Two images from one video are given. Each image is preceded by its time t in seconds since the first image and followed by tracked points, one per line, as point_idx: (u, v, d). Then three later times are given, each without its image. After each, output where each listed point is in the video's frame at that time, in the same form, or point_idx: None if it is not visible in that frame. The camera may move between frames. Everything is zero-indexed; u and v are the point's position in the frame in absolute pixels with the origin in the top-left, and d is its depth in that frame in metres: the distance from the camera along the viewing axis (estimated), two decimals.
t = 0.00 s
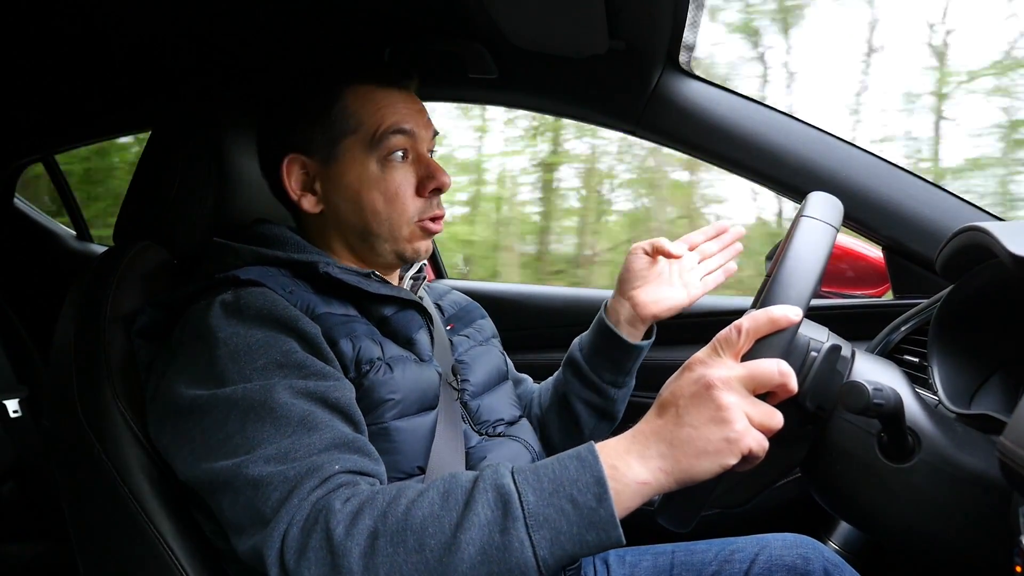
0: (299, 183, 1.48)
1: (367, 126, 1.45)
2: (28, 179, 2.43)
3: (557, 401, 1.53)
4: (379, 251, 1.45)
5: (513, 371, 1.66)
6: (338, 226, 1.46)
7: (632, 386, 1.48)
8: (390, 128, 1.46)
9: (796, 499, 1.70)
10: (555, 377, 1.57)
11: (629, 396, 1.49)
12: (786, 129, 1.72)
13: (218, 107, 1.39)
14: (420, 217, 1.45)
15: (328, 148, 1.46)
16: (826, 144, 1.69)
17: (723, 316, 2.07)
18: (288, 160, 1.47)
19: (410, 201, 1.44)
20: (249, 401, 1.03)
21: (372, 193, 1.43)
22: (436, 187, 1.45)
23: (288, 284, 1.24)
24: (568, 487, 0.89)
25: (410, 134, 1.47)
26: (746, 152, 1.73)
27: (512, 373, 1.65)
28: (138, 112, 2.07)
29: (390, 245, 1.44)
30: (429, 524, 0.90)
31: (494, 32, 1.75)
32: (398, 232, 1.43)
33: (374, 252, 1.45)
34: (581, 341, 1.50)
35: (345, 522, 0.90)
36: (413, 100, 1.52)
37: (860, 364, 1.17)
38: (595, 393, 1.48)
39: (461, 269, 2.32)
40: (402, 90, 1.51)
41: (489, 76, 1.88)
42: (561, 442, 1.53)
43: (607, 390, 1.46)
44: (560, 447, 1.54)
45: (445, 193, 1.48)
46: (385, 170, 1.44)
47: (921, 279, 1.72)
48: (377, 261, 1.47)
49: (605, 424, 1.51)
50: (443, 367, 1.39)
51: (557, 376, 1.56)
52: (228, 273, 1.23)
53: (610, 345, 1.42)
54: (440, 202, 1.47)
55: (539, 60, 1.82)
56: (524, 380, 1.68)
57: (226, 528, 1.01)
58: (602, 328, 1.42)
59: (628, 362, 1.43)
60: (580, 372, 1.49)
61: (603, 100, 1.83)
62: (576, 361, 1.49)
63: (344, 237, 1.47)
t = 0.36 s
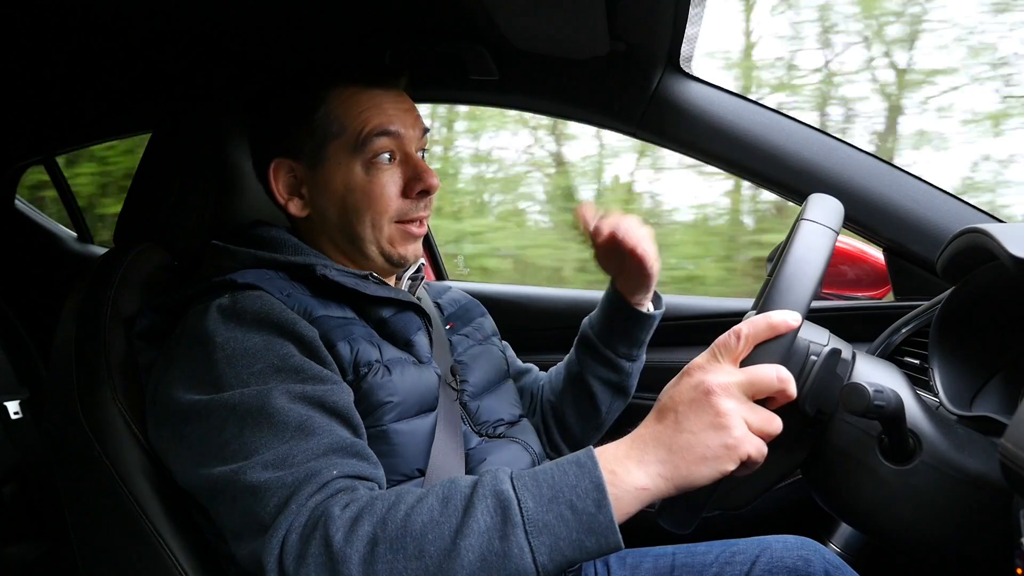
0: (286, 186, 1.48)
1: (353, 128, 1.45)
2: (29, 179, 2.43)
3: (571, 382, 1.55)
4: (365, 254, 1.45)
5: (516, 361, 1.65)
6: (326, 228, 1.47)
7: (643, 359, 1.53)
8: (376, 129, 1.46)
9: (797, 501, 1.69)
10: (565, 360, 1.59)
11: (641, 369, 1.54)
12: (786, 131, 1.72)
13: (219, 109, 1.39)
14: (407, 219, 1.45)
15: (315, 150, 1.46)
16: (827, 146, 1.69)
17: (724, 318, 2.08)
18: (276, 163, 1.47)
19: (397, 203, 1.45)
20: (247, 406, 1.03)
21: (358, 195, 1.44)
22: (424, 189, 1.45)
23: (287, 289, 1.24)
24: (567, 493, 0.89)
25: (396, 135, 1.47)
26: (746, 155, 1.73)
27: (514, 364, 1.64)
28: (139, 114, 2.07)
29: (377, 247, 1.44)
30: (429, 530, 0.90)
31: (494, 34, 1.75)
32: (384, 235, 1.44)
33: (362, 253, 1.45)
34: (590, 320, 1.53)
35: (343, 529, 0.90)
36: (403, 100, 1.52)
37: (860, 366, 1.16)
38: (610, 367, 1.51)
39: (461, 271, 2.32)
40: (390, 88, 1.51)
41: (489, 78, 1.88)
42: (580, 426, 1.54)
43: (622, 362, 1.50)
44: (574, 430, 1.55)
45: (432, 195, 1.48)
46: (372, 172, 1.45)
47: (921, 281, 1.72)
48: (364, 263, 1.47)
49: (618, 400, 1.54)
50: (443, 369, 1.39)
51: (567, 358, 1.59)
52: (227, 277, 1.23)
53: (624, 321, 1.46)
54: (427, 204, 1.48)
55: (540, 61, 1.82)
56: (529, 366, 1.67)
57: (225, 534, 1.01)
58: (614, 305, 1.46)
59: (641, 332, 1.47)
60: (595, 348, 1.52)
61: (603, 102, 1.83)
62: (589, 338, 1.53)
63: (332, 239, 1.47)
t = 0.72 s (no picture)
0: (304, 185, 1.45)
1: (377, 134, 1.40)
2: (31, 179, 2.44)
3: (570, 393, 1.55)
4: (377, 258, 1.43)
5: (517, 371, 1.65)
6: (338, 231, 1.44)
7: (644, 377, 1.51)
8: (400, 136, 1.40)
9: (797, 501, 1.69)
10: (568, 370, 1.58)
11: (641, 387, 1.52)
12: (786, 129, 1.72)
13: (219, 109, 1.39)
14: (422, 229, 1.42)
15: (336, 152, 1.42)
16: (828, 144, 1.69)
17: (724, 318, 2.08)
18: (294, 162, 1.44)
19: (414, 213, 1.40)
20: (251, 403, 1.03)
21: (375, 203, 1.40)
22: (441, 201, 1.41)
23: (292, 288, 1.24)
24: (570, 487, 0.89)
25: (420, 143, 1.42)
26: (747, 154, 1.73)
27: (515, 373, 1.65)
28: (139, 114, 2.07)
29: (390, 254, 1.42)
30: (431, 525, 0.90)
31: (494, 34, 1.75)
32: (398, 243, 1.41)
33: (373, 259, 1.43)
34: (596, 335, 1.51)
35: (346, 524, 0.90)
36: (429, 107, 1.46)
37: (863, 367, 1.16)
38: (611, 383, 1.50)
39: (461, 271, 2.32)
40: (416, 95, 1.45)
41: (490, 78, 1.88)
42: (574, 439, 1.54)
43: (623, 379, 1.49)
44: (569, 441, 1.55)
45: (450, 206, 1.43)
46: (392, 181, 1.40)
47: (921, 281, 1.72)
48: (375, 266, 1.45)
49: (616, 416, 1.54)
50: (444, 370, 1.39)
51: (570, 369, 1.58)
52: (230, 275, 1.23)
53: (632, 337, 1.45)
54: (444, 216, 1.43)
55: (540, 62, 1.82)
56: (528, 376, 1.68)
57: (227, 531, 1.01)
58: (624, 320, 1.44)
59: (644, 350, 1.46)
60: (597, 363, 1.51)
61: (604, 101, 1.83)
62: (592, 354, 1.51)
63: (344, 242, 1.44)
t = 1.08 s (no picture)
0: (285, 185, 1.46)
1: (348, 123, 1.45)
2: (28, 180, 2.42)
3: (563, 383, 1.55)
4: (366, 247, 1.44)
5: (512, 364, 1.65)
6: (327, 225, 1.45)
7: (635, 360, 1.52)
8: (371, 121, 1.45)
9: (797, 502, 1.69)
10: (558, 362, 1.59)
11: (633, 371, 1.53)
12: (785, 130, 1.72)
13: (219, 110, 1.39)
14: (406, 208, 1.45)
15: (309, 147, 1.45)
16: (827, 145, 1.70)
17: (723, 319, 2.08)
18: (273, 163, 1.45)
19: (396, 192, 1.44)
20: (244, 399, 1.03)
21: (358, 187, 1.43)
22: (422, 176, 1.45)
23: (282, 285, 1.24)
24: (567, 487, 0.89)
25: (390, 127, 1.47)
26: (746, 154, 1.73)
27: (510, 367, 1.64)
28: (139, 116, 2.08)
29: (378, 240, 1.43)
30: (428, 521, 0.90)
31: (494, 35, 1.75)
32: (384, 225, 1.43)
33: (362, 247, 1.44)
34: (583, 323, 1.53)
35: (342, 519, 0.90)
36: (393, 96, 1.51)
37: (862, 367, 1.16)
38: (603, 369, 1.51)
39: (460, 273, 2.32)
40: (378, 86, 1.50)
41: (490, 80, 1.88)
42: (569, 429, 1.54)
43: (614, 364, 1.50)
44: (567, 432, 1.54)
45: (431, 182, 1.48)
46: (370, 164, 1.44)
47: (921, 282, 1.72)
48: (365, 258, 1.45)
49: (610, 402, 1.54)
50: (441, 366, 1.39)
51: (560, 360, 1.58)
52: (224, 274, 1.22)
53: (618, 320, 1.46)
54: (426, 192, 1.47)
55: (539, 63, 1.82)
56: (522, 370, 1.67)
57: (222, 529, 1.01)
58: (609, 304, 1.46)
59: (633, 335, 1.47)
60: (587, 351, 1.52)
61: (603, 102, 1.83)
62: (582, 341, 1.52)
63: (332, 235, 1.45)
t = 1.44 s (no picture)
0: (299, 183, 1.47)
1: (370, 127, 1.44)
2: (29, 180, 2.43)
3: (566, 387, 1.55)
4: (375, 251, 1.44)
5: (514, 368, 1.64)
6: (337, 227, 1.46)
7: (639, 367, 1.51)
8: (392, 128, 1.45)
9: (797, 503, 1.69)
10: (562, 366, 1.59)
11: (637, 379, 1.52)
12: (787, 130, 1.72)
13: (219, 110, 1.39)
14: (419, 215, 1.44)
15: (329, 148, 1.45)
16: (829, 147, 1.70)
17: (723, 319, 2.08)
18: (289, 160, 1.46)
19: (410, 200, 1.44)
20: (245, 404, 1.03)
21: (372, 192, 1.43)
22: (437, 187, 1.45)
23: (286, 286, 1.24)
24: (567, 492, 0.89)
25: (411, 135, 1.46)
26: (747, 156, 1.73)
27: (513, 370, 1.64)
28: (139, 116, 2.08)
29: (388, 245, 1.43)
30: (429, 529, 0.90)
31: (494, 35, 1.75)
32: (396, 231, 1.43)
33: (372, 251, 1.44)
34: (589, 329, 1.53)
35: (343, 527, 0.90)
36: (414, 102, 1.51)
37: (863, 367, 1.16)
38: (606, 376, 1.51)
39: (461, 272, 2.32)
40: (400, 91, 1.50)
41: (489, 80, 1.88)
42: (571, 433, 1.54)
43: (617, 371, 1.50)
44: (568, 437, 1.55)
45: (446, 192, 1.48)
46: (386, 170, 1.43)
47: (921, 283, 1.72)
48: (375, 262, 1.46)
49: (613, 408, 1.54)
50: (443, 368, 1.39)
51: (564, 364, 1.58)
52: (225, 275, 1.23)
53: (623, 328, 1.46)
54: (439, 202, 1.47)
55: (539, 63, 1.82)
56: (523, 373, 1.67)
57: (223, 533, 1.01)
58: (613, 310, 1.46)
59: (638, 341, 1.47)
60: (591, 356, 1.51)
61: (603, 102, 1.83)
62: (586, 347, 1.52)
63: (342, 237, 1.46)
